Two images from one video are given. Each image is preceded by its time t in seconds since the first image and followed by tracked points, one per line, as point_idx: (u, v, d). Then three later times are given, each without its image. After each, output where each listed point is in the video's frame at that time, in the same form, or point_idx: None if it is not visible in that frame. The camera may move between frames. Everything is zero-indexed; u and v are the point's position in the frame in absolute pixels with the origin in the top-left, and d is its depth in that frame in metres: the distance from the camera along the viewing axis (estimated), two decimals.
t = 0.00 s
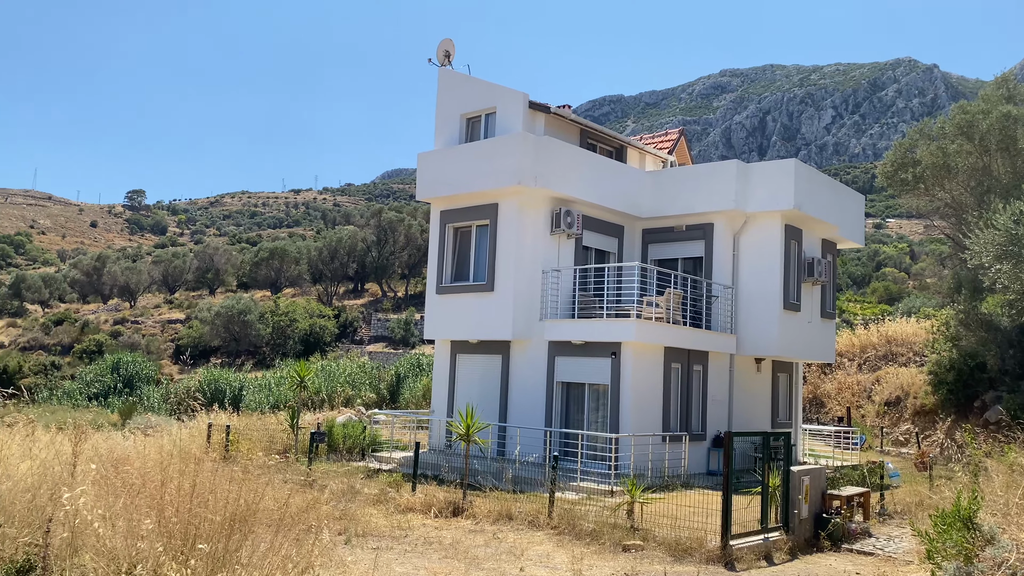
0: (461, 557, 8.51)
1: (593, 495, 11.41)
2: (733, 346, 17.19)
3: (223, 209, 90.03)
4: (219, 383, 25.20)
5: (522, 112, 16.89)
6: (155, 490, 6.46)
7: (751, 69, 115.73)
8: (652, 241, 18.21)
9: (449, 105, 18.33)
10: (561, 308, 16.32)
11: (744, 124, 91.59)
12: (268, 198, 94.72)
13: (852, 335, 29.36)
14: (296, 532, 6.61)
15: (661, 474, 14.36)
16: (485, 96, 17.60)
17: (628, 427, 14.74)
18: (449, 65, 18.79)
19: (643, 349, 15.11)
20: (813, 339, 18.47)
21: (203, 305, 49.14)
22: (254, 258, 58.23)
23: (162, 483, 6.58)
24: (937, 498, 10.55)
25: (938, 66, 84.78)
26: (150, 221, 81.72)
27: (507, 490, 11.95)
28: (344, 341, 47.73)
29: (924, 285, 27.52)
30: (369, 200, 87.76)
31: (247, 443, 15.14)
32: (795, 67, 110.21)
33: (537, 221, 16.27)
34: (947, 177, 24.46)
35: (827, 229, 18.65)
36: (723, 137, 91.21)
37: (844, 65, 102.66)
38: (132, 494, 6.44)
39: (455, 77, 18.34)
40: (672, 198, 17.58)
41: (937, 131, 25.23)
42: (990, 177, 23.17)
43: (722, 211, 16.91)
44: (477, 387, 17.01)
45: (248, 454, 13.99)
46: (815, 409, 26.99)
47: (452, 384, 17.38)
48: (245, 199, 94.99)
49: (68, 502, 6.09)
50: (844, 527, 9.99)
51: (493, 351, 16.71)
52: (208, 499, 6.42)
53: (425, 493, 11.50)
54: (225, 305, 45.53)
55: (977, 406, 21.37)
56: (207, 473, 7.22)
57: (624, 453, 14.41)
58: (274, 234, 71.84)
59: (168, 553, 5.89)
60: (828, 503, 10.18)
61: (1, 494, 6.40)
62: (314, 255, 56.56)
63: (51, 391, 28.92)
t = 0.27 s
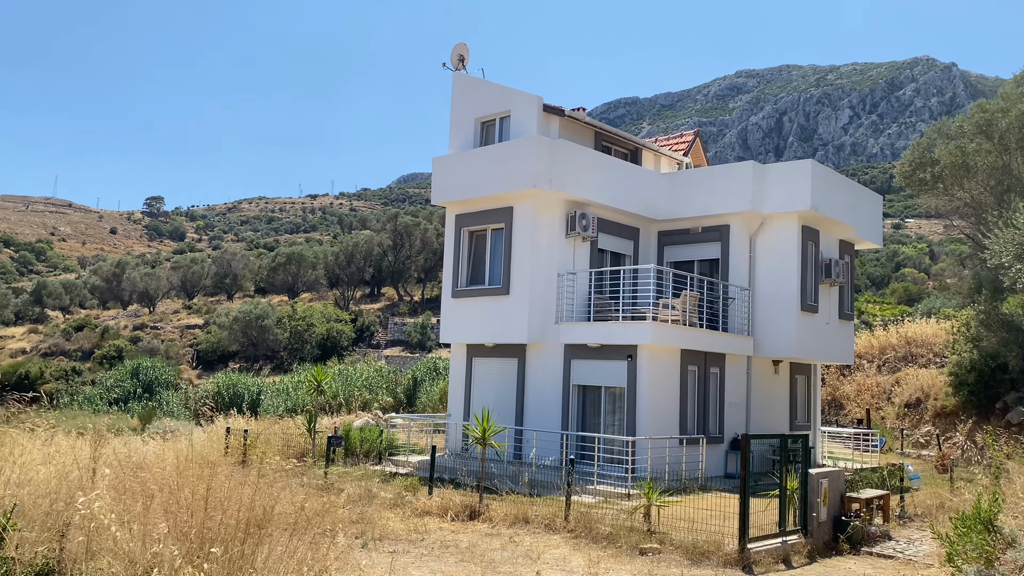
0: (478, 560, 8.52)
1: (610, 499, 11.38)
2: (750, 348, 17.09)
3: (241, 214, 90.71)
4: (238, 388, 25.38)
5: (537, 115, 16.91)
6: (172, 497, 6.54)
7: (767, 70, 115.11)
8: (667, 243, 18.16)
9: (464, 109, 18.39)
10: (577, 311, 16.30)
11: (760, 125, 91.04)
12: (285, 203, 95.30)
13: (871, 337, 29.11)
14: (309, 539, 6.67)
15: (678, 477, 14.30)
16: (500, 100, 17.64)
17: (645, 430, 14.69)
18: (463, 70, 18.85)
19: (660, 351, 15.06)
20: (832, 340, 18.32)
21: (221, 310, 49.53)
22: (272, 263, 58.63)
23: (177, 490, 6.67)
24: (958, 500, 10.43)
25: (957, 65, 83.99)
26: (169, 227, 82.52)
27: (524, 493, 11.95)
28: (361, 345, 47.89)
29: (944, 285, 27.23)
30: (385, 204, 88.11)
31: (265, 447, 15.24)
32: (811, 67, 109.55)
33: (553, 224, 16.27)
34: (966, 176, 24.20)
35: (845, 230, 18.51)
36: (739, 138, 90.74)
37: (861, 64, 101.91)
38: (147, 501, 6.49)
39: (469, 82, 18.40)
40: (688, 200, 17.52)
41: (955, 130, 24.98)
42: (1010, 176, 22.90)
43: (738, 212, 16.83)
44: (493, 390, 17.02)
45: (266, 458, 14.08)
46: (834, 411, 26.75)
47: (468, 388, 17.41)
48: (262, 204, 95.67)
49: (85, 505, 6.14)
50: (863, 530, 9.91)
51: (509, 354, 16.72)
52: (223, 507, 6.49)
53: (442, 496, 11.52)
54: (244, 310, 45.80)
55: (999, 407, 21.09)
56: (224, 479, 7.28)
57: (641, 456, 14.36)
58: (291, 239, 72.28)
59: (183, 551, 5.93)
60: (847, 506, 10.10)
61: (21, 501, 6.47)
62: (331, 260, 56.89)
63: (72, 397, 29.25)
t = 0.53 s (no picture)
0: (489, 562, 8.53)
1: (622, 501, 11.37)
2: (763, 349, 17.01)
3: (256, 219, 91.29)
4: (253, 392, 25.54)
5: (547, 118, 16.94)
6: (179, 501, 6.58)
7: (780, 70, 114.55)
8: (679, 244, 18.12)
9: (475, 112, 18.44)
10: (589, 313, 16.29)
11: (774, 125, 90.55)
12: (299, 207, 95.81)
13: (886, 337, 28.89)
14: (316, 542, 6.67)
15: (691, 479, 14.26)
16: (510, 103, 17.68)
17: (657, 432, 14.66)
18: (474, 73, 18.92)
19: (672, 353, 15.03)
20: (845, 341, 18.21)
21: (236, 314, 49.87)
22: (286, 267, 58.99)
23: (184, 494, 6.71)
24: (973, 501, 10.34)
25: (973, 63, 83.26)
26: (185, 232, 83.23)
27: (536, 496, 11.96)
28: (374, 348, 48.04)
29: (960, 285, 26.97)
30: (399, 208, 88.42)
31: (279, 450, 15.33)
32: (825, 67, 108.96)
33: (564, 226, 16.27)
34: (981, 175, 23.98)
35: (858, 230, 18.40)
36: (752, 139, 90.32)
37: (876, 63, 101.22)
38: (153, 505, 6.53)
39: (480, 85, 18.46)
40: (699, 201, 17.48)
41: (970, 129, 24.77)
42: None
43: (750, 213, 16.77)
44: (505, 393, 17.04)
45: (279, 461, 14.17)
46: (849, 412, 26.56)
47: (480, 390, 17.44)
48: (277, 209, 96.25)
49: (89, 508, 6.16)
50: (877, 532, 9.84)
51: (521, 357, 16.73)
52: (229, 510, 6.51)
53: (453, 499, 11.54)
54: (259, 314, 46.13)
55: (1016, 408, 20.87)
56: (233, 481, 7.33)
57: (654, 459, 14.33)
58: (305, 243, 72.66)
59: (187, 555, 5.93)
60: (861, 508, 10.04)
61: (33, 504, 6.56)
62: (345, 264, 57.17)
63: (90, 401, 29.56)
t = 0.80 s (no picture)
0: (495, 566, 8.52)
1: (630, 504, 11.32)
2: (774, 351, 16.91)
3: (268, 223, 91.79)
4: (266, 395, 25.68)
5: (555, 121, 16.94)
6: (178, 506, 6.54)
7: (793, 71, 114.00)
8: (689, 246, 18.04)
9: (483, 115, 18.46)
10: (598, 316, 16.25)
11: (786, 126, 90.11)
12: (312, 211, 96.25)
13: (900, 339, 28.67)
14: (316, 548, 6.62)
15: (701, 482, 14.19)
16: (518, 106, 17.69)
17: (667, 435, 14.59)
18: (482, 76, 18.94)
19: (681, 355, 14.96)
20: (857, 343, 18.07)
21: (249, 318, 50.14)
22: (299, 271, 59.31)
23: (184, 499, 6.68)
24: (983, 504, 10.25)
25: (988, 62, 82.60)
26: (198, 236, 83.84)
27: (544, 499, 11.94)
28: (387, 351, 48.18)
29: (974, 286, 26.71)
30: (411, 211, 88.66)
31: (289, 453, 15.39)
32: (838, 67, 108.38)
33: (572, 228, 16.25)
34: (994, 174, 23.75)
35: (869, 231, 18.27)
36: (765, 140, 89.92)
37: (889, 63, 100.58)
38: (150, 512, 6.46)
39: (488, 88, 18.48)
40: (709, 203, 17.41)
41: (983, 128, 24.54)
42: None
43: (760, 215, 16.68)
44: (514, 396, 17.04)
45: (288, 464, 14.21)
46: (863, 415, 26.36)
47: (490, 393, 17.44)
48: (290, 213, 96.72)
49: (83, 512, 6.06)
50: (886, 535, 9.76)
51: (530, 360, 16.71)
52: (227, 513, 6.46)
53: (461, 502, 11.53)
54: (271, 317, 46.59)
55: None
56: (237, 482, 7.31)
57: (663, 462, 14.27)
58: (318, 247, 72.98)
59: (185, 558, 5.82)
60: (871, 511, 9.94)
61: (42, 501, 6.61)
62: (356, 267, 57.37)
63: (104, 404, 29.80)
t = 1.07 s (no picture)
0: (498, 567, 8.53)
1: (634, 506, 11.32)
2: (779, 353, 16.87)
3: (277, 226, 92.14)
4: (274, 398, 25.78)
5: (560, 123, 16.96)
6: (174, 505, 6.53)
7: (801, 71, 113.64)
8: (694, 248, 18.03)
9: (488, 118, 18.51)
10: (603, 317, 16.25)
11: (794, 127, 89.74)
12: (320, 214, 96.55)
13: (908, 339, 28.55)
14: (315, 549, 6.61)
15: (706, 484, 14.16)
16: (523, 108, 17.73)
17: (672, 437, 14.58)
18: (486, 79, 19.00)
19: (686, 357, 14.94)
20: (864, 344, 18.02)
21: (257, 321, 50.34)
22: (307, 273, 59.56)
23: (181, 498, 6.67)
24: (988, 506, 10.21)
25: (997, 61, 82.12)
26: (208, 239, 84.27)
27: (548, 501, 11.96)
28: (394, 353, 48.27)
29: (983, 286, 26.58)
30: (419, 213, 88.80)
31: (295, 455, 15.45)
32: (847, 67, 107.99)
33: (577, 230, 16.26)
34: (1002, 174, 23.63)
35: (875, 232, 18.21)
36: (773, 140, 89.65)
37: (898, 62, 100.15)
38: (146, 512, 6.42)
39: (493, 91, 18.52)
40: (714, 204, 17.39)
41: (990, 128, 24.41)
42: None
43: (765, 216, 16.66)
44: (519, 398, 17.06)
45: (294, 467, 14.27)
46: (871, 416, 26.25)
47: (495, 395, 17.47)
48: (298, 216, 97.03)
49: (75, 512, 5.99)
50: (890, 536, 9.73)
51: (535, 361, 16.74)
52: (223, 511, 6.45)
53: (465, 503, 11.55)
54: (280, 320, 46.69)
55: None
56: (238, 482, 7.33)
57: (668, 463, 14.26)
58: (326, 249, 73.21)
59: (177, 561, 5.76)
60: (875, 512, 9.91)
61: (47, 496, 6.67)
62: (364, 270, 57.52)
63: (114, 407, 29.99)
